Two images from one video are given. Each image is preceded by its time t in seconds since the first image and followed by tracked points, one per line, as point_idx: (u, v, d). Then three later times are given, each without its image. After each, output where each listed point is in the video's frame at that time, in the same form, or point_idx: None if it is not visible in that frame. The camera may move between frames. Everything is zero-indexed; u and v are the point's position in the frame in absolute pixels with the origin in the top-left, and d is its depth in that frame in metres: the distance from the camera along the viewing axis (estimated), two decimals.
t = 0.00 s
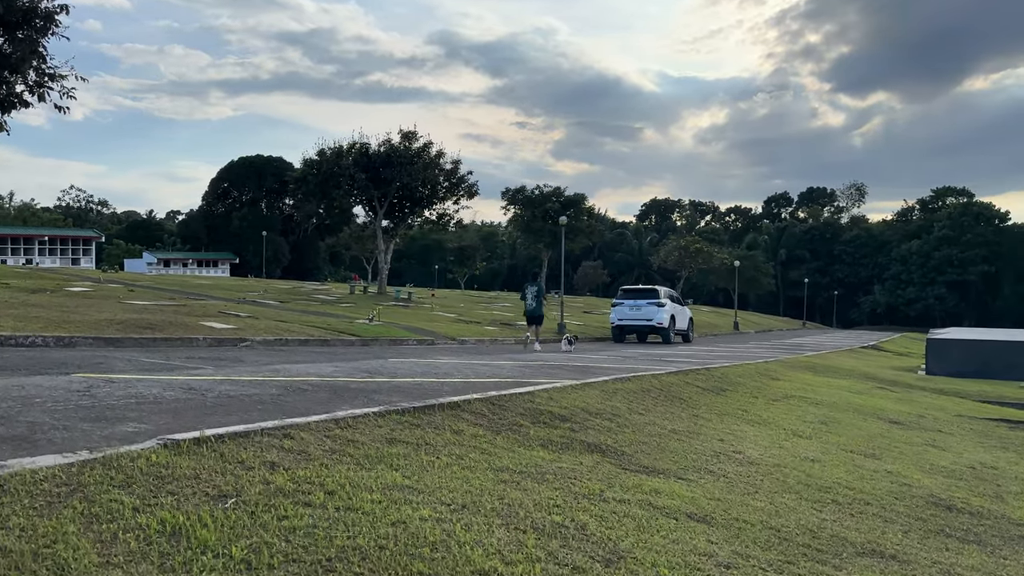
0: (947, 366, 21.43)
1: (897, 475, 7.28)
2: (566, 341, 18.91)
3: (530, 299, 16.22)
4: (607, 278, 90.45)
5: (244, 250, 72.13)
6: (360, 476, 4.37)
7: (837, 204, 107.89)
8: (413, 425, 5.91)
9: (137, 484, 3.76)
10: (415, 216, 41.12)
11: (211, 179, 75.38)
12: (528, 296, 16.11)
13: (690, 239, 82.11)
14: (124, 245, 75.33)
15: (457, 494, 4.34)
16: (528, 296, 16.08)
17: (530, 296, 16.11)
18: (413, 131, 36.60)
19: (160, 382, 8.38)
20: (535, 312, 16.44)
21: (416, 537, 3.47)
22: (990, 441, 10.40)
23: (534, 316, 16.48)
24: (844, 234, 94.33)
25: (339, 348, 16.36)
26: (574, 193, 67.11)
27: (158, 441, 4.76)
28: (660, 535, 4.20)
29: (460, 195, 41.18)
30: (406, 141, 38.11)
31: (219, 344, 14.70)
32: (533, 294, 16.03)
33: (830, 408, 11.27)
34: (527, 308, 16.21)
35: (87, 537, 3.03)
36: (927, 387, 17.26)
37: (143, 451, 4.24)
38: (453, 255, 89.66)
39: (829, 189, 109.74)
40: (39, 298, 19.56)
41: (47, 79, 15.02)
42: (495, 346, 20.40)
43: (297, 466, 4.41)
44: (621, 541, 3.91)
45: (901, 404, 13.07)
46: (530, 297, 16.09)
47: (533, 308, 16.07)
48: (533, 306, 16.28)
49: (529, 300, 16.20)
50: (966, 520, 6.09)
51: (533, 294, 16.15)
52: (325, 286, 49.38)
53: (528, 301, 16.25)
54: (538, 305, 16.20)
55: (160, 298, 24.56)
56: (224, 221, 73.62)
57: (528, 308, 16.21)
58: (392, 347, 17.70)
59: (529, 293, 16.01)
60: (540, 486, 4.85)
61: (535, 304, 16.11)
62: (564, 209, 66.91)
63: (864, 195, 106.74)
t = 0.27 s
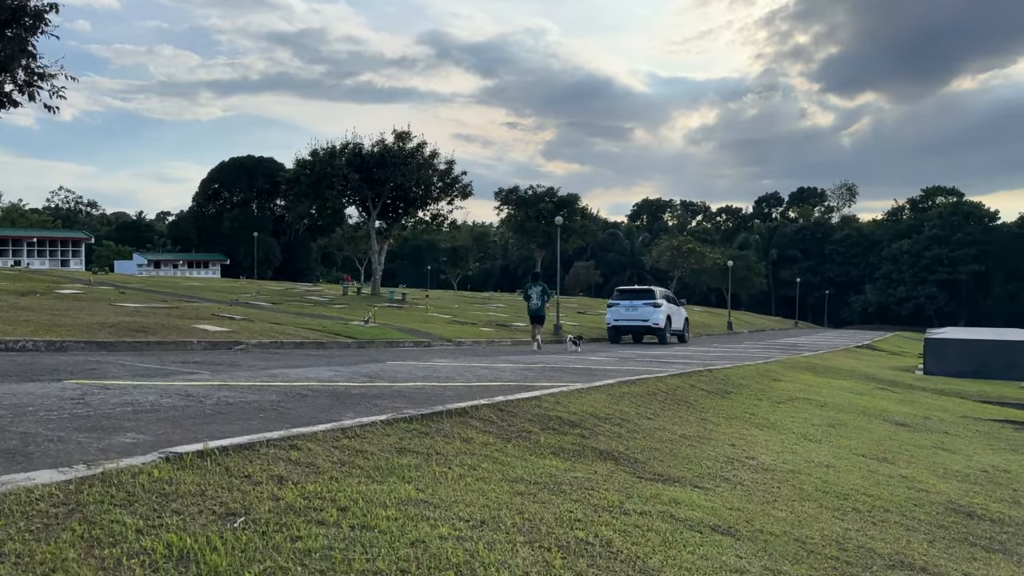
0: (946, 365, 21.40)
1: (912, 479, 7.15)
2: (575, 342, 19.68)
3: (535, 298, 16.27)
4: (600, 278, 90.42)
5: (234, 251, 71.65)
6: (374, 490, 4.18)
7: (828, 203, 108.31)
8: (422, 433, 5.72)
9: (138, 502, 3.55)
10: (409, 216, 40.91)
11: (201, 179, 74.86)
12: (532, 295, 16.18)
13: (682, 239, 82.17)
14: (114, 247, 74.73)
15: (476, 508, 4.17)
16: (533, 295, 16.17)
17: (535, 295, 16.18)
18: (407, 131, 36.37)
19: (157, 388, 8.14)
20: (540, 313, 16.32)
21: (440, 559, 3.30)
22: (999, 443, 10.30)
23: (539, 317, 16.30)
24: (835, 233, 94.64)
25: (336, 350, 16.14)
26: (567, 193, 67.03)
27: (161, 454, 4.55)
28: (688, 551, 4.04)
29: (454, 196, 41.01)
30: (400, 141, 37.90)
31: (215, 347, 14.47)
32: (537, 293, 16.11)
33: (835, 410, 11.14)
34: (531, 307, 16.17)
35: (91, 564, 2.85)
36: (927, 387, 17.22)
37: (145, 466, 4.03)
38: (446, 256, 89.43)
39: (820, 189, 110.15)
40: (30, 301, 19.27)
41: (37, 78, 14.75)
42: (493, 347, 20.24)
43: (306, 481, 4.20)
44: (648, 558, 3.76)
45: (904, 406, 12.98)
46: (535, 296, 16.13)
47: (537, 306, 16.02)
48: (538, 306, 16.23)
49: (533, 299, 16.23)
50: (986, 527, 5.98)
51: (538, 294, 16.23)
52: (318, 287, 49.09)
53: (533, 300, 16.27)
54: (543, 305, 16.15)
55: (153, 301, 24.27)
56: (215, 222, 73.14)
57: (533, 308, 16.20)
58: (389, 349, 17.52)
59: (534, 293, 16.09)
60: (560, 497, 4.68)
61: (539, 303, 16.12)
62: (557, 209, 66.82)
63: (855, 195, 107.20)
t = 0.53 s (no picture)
0: (948, 369, 21.32)
1: (932, 491, 7.03)
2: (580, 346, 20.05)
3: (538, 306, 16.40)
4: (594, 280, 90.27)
5: (227, 255, 71.23)
6: (395, 515, 4.02)
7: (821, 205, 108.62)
8: (437, 450, 5.56)
9: (150, 536, 3.37)
10: (405, 220, 40.69)
11: (194, 182, 74.39)
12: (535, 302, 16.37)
13: (677, 241, 82.16)
14: (106, 251, 74.16)
15: (501, 533, 4.02)
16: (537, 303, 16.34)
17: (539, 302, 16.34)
18: (403, 134, 36.15)
19: (157, 401, 7.93)
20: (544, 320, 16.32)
21: None
22: (1011, 450, 10.20)
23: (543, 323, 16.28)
24: (829, 235, 94.87)
25: (335, 357, 15.95)
26: (562, 196, 66.96)
27: (169, 478, 4.36)
28: None
29: (450, 199, 40.83)
30: (396, 144, 37.69)
31: (212, 356, 14.24)
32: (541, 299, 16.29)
33: (845, 417, 11.02)
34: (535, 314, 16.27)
35: None
36: (930, 391, 17.15)
37: (154, 492, 3.84)
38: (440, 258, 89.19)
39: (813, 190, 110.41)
40: (22, 308, 18.98)
41: (30, 82, 14.51)
42: (492, 353, 20.05)
43: (322, 507, 4.03)
44: None
45: (912, 412, 12.88)
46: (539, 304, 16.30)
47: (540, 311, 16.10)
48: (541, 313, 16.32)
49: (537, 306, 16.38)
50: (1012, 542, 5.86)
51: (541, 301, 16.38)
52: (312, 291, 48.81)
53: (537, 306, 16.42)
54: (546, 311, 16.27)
55: (147, 306, 23.99)
56: (207, 226, 72.71)
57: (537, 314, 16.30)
58: (387, 356, 17.32)
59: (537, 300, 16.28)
60: (585, 519, 4.52)
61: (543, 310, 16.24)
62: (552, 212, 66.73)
63: (848, 196, 107.54)
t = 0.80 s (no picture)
0: (950, 373, 21.27)
1: (953, 501, 6.90)
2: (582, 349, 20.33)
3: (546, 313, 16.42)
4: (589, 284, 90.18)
5: (221, 260, 70.86)
6: (414, 536, 3.86)
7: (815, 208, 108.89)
8: (451, 465, 5.39)
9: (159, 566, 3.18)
10: (401, 224, 40.50)
11: (187, 187, 74.00)
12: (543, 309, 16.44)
13: (673, 244, 82.14)
14: (99, 256, 73.71)
15: (524, 555, 3.86)
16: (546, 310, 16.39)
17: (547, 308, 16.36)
18: (399, 138, 35.98)
19: (157, 412, 7.72)
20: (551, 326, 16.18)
21: None
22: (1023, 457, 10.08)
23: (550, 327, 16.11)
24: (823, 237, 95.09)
25: (335, 365, 15.76)
26: (558, 199, 66.87)
27: (176, 498, 4.17)
28: None
29: (446, 203, 40.67)
30: (392, 148, 37.51)
31: (211, 363, 14.03)
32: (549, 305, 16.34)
33: (854, 423, 10.88)
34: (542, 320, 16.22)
35: None
36: (933, 395, 17.07)
37: (163, 515, 3.66)
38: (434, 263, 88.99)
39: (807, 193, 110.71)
40: (15, 316, 18.71)
41: (24, 86, 14.30)
42: (491, 358, 19.90)
43: (338, 528, 3.85)
44: None
45: (920, 417, 12.75)
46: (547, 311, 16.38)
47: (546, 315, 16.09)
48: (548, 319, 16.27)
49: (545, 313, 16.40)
50: None
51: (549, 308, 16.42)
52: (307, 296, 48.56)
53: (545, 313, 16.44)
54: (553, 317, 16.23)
55: (142, 313, 23.73)
56: (201, 231, 72.32)
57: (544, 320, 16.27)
58: (387, 363, 17.14)
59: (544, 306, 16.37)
60: (608, 538, 4.36)
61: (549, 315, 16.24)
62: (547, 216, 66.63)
63: (842, 199, 107.88)
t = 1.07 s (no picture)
0: (953, 378, 21.16)
1: (977, 514, 6.74)
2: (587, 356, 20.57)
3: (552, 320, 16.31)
4: (586, 289, 90.04)
5: (215, 266, 70.51)
6: (438, 562, 3.67)
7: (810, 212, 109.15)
8: (467, 481, 5.21)
9: None
10: (399, 230, 40.32)
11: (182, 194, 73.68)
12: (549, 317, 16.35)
13: (669, 249, 82.11)
14: (93, 263, 73.27)
15: None
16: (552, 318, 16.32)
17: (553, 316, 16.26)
18: (396, 144, 35.84)
19: (158, 426, 7.52)
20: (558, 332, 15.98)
21: None
22: None
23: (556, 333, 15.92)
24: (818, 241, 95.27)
25: (335, 373, 15.54)
26: (554, 204, 66.79)
27: (185, 520, 3.97)
28: None
29: (444, 209, 40.53)
30: (390, 154, 37.38)
31: (210, 372, 13.81)
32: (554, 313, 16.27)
33: (866, 431, 10.72)
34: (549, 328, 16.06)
35: None
36: (939, 400, 16.95)
37: (174, 541, 3.47)
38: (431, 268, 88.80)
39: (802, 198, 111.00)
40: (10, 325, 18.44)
41: (20, 93, 14.12)
42: (492, 365, 19.70)
43: (356, 554, 3.66)
44: None
45: (930, 424, 12.60)
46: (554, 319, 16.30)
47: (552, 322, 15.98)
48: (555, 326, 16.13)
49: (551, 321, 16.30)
50: None
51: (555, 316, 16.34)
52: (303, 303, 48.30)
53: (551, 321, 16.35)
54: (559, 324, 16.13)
55: (139, 321, 23.49)
56: (195, 237, 71.97)
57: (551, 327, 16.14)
58: (388, 371, 16.94)
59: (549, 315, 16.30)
60: (636, 561, 4.18)
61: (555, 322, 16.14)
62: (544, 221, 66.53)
63: (837, 203, 108.16)
